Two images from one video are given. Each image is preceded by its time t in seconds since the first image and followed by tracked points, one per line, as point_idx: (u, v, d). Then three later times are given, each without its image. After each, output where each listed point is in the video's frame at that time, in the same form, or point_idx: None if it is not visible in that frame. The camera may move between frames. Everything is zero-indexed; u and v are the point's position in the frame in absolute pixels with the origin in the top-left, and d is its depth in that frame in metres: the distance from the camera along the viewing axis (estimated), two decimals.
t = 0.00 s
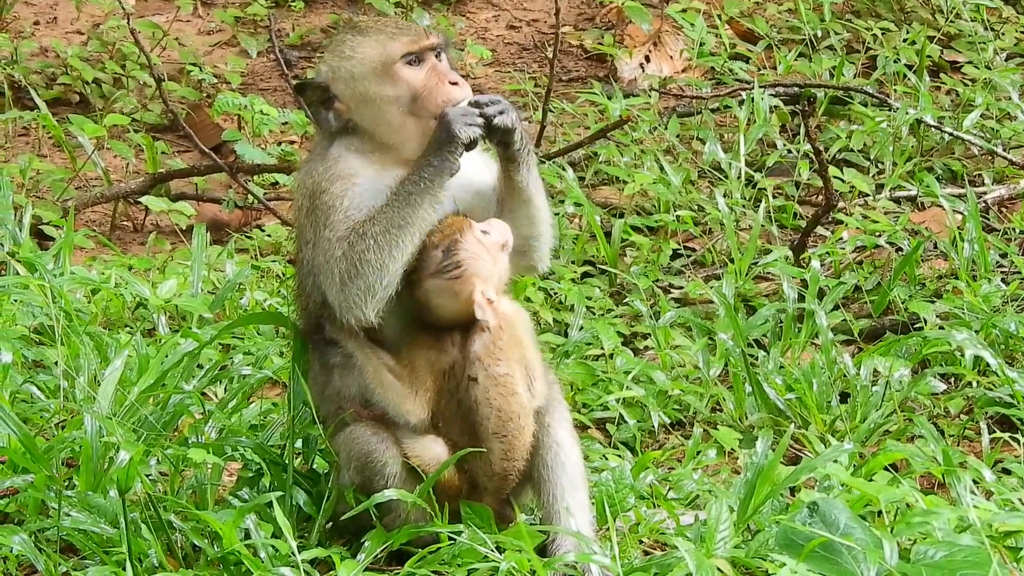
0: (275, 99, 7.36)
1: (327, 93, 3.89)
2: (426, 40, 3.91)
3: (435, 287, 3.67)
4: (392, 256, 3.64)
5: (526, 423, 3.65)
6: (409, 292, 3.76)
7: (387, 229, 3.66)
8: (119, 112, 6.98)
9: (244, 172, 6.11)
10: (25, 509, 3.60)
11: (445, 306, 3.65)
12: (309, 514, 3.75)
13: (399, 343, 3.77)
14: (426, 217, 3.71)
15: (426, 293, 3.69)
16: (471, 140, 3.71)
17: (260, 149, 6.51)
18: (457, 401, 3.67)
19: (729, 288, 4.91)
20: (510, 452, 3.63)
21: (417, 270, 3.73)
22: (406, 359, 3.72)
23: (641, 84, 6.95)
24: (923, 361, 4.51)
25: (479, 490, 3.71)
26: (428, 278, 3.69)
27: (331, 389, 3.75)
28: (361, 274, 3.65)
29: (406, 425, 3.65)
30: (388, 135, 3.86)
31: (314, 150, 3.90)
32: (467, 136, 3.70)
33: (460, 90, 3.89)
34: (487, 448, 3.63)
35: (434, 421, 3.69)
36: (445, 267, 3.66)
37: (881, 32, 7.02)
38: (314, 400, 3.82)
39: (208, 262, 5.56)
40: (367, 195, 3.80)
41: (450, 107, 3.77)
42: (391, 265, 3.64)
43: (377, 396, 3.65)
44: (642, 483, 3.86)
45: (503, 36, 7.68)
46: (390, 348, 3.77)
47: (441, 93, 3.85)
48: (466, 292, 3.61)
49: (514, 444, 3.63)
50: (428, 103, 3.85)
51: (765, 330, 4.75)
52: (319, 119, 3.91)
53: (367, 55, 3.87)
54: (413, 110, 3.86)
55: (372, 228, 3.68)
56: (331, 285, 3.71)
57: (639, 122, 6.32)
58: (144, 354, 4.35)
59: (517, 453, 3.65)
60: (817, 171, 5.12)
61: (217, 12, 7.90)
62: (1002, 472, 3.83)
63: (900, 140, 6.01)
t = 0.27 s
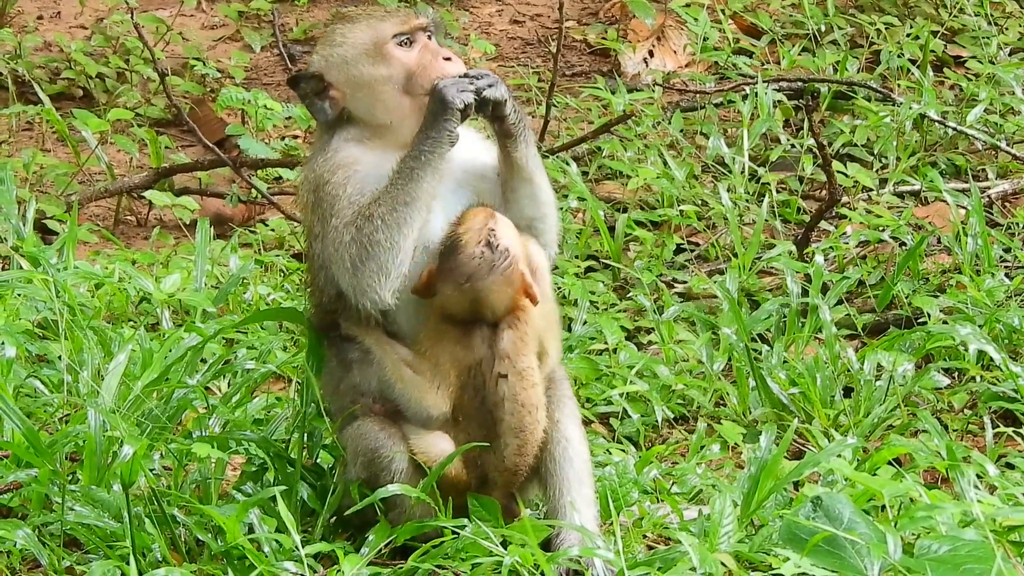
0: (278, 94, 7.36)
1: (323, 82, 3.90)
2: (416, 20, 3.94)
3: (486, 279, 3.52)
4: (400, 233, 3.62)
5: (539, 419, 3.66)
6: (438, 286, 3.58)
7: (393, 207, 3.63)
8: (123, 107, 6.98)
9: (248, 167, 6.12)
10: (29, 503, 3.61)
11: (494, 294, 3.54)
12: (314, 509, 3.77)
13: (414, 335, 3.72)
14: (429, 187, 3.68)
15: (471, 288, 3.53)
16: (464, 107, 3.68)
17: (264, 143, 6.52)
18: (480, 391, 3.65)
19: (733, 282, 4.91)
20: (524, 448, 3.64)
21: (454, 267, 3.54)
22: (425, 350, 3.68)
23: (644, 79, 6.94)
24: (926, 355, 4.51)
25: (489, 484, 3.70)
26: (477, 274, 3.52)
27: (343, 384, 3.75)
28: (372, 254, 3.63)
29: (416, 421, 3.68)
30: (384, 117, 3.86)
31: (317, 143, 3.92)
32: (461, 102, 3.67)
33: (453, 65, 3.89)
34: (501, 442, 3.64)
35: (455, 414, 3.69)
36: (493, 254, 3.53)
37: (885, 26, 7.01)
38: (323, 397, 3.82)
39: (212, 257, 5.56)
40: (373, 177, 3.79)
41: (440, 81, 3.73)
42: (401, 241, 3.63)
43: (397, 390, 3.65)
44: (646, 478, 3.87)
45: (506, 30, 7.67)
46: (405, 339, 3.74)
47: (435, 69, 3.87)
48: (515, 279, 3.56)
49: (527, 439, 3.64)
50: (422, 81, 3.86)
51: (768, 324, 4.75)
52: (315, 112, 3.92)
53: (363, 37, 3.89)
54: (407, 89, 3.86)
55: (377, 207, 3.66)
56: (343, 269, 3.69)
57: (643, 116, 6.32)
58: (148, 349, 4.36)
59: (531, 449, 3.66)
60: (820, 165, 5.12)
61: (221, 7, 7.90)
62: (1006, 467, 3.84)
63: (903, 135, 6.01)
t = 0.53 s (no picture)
0: (281, 87, 7.37)
1: (327, 74, 3.85)
2: (419, 9, 3.88)
3: (475, 262, 3.50)
4: (410, 213, 3.54)
5: (544, 401, 3.71)
6: (433, 276, 3.56)
7: (400, 186, 3.54)
8: (126, 100, 6.99)
9: (251, 160, 6.12)
10: (33, 496, 3.62)
11: (486, 278, 3.52)
12: (317, 501, 3.77)
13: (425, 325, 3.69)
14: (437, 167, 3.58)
15: (462, 274, 3.51)
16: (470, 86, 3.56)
17: (267, 137, 6.52)
18: (494, 380, 3.65)
19: (736, 276, 4.92)
20: (529, 435, 3.67)
21: (444, 252, 3.53)
22: (434, 342, 3.68)
23: (647, 72, 6.93)
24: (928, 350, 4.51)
25: (494, 473, 3.74)
26: (466, 258, 3.50)
27: (354, 376, 3.77)
28: (382, 236, 3.56)
29: (424, 413, 3.71)
30: (390, 103, 3.79)
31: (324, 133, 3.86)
32: (466, 80, 3.55)
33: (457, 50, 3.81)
34: (506, 431, 3.67)
35: (468, 404, 3.69)
36: (483, 237, 3.53)
37: (888, 20, 7.01)
38: (334, 392, 3.84)
39: (215, 250, 5.57)
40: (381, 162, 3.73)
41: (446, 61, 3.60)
42: (410, 221, 3.55)
43: (411, 383, 3.68)
44: (649, 471, 3.87)
45: (510, 24, 7.67)
46: (415, 331, 3.72)
47: (441, 54, 3.80)
48: (505, 259, 3.54)
49: (532, 425, 3.67)
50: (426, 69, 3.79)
51: (772, 317, 4.75)
52: (320, 104, 3.87)
53: (366, 26, 3.86)
54: (411, 75, 3.80)
55: (385, 187, 3.57)
56: (353, 253, 3.64)
57: (646, 110, 6.32)
58: (152, 342, 4.37)
59: (536, 435, 3.69)
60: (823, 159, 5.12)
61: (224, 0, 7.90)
62: (1009, 460, 3.84)
63: (906, 128, 6.00)
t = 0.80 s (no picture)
0: (285, 83, 7.37)
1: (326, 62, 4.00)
2: None
3: (463, 259, 3.52)
4: (374, 176, 3.60)
5: (550, 384, 3.69)
6: (422, 271, 3.60)
7: (369, 153, 3.63)
8: (130, 96, 7.00)
9: (255, 156, 6.12)
10: (37, 492, 3.63)
11: (473, 275, 3.53)
12: (322, 498, 3.77)
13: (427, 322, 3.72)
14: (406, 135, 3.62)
15: (453, 274, 3.53)
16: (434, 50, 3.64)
17: (271, 133, 6.52)
18: (501, 369, 3.64)
19: (741, 271, 4.91)
20: (535, 422, 3.66)
21: (431, 253, 3.55)
22: (439, 341, 3.68)
23: (652, 68, 6.92)
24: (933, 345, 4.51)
25: (501, 467, 3.71)
26: (455, 256, 3.52)
27: (364, 374, 3.80)
28: (349, 202, 3.62)
29: (431, 410, 3.73)
30: (376, 82, 3.89)
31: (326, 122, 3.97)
32: (431, 46, 3.63)
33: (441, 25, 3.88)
34: (513, 421, 3.65)
35: (476, 396, 3.68)
36: (470, 233, 3.53)
37: (892, 15, 7.00)
38: (343, 390, 3.86)
39: (219, 247, 5.58)
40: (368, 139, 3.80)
41: (420, 33, 3.70)
42: (376, 185, 3.60)
43: (418, 381, 3.70)
44: (654, 467, 3.87)
45: (513, 19, 7.67)
46: (420, 330, 3.74)
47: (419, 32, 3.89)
48: (492, 256, 3.54)
49: (538, 411, 3.66)
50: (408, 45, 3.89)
51: (776, 313, 4.75)
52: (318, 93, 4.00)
53: (359, 15, 4.01)
54: (394, 54, 3.91)
55: (359, 158, 3.67)
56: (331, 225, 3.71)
57: (650, 105, 6.31)
58: (156, 338, 4.37)
59: (543, 423, 3.68)
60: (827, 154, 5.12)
61: None
62: (1013, 456, 3.84)
63: (910, 124, 6.00)
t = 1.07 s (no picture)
0: (289, 81, 7.38)
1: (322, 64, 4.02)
2: None
3: (444, 258, 3.49)
4: (376, 179, 3.56)
5: (549, 384, 3.74)
6: (407, 266, 3.58)
7: (369, 155, 3.60)
8: (134, 94, 7.00)
9: (259, 154, 6.13)
10: (41, 490, 3.64)
11: (452, 274, 3.50)
12: (325, 496, 3.77)
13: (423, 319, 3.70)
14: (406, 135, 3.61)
15: (432, 272, 3.51)
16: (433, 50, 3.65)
17: (275, 131, 6.53)
18: (496, 368, 3.69)
19: (744, 269, 4.91)
20: (536, 420, 3.70)
21: (414, 250, 3.54)
22: (434, 339, 3.67)
23: (655, 66, 6.92)
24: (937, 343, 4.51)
25: (504, 464, 3.74)
26: (436, 254, 3.49)
27: (367, 371, 3.79)
28: (352, 204, 3.58)
29: (432, 408, 3.72)
30: (371, 84, 3.91)
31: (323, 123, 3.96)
32: (428, 45, 3.64)
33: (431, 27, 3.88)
34: (512, 419, 3.69)
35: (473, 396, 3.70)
36: (449, 233, 3.50)
37: (896, 13, 6.99)
38: (347, 387, 3.87)
39: (223, 245, 5.58)
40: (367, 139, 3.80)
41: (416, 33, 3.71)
42: (377, 188, 3.56)
43: (418, 381, 3.70)
44: (658, 465, 3.86)
45: (517, 18, 7.67)
46: (417, 327, 3.71)
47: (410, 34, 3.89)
48: (478, 258, 3.49)
49: (538, 412, 3.70)
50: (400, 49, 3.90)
51: (780, 310, 4.75)
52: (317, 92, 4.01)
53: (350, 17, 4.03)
54: (386, 56, 3.91)
55: (359, 161, 3.63)
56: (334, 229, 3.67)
57: (654, 103, 6.31)
58: (160, 336, 4.38)
59: (543, 422, 3.72)
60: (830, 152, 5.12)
61: None
62: (1017, 454, 3.84)
63: (914, 122, 5.99)
